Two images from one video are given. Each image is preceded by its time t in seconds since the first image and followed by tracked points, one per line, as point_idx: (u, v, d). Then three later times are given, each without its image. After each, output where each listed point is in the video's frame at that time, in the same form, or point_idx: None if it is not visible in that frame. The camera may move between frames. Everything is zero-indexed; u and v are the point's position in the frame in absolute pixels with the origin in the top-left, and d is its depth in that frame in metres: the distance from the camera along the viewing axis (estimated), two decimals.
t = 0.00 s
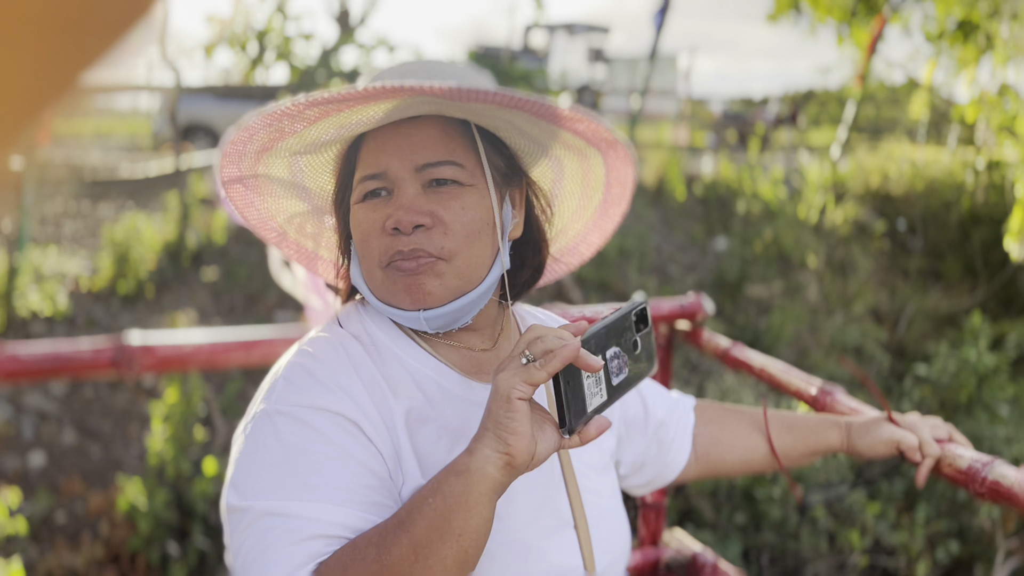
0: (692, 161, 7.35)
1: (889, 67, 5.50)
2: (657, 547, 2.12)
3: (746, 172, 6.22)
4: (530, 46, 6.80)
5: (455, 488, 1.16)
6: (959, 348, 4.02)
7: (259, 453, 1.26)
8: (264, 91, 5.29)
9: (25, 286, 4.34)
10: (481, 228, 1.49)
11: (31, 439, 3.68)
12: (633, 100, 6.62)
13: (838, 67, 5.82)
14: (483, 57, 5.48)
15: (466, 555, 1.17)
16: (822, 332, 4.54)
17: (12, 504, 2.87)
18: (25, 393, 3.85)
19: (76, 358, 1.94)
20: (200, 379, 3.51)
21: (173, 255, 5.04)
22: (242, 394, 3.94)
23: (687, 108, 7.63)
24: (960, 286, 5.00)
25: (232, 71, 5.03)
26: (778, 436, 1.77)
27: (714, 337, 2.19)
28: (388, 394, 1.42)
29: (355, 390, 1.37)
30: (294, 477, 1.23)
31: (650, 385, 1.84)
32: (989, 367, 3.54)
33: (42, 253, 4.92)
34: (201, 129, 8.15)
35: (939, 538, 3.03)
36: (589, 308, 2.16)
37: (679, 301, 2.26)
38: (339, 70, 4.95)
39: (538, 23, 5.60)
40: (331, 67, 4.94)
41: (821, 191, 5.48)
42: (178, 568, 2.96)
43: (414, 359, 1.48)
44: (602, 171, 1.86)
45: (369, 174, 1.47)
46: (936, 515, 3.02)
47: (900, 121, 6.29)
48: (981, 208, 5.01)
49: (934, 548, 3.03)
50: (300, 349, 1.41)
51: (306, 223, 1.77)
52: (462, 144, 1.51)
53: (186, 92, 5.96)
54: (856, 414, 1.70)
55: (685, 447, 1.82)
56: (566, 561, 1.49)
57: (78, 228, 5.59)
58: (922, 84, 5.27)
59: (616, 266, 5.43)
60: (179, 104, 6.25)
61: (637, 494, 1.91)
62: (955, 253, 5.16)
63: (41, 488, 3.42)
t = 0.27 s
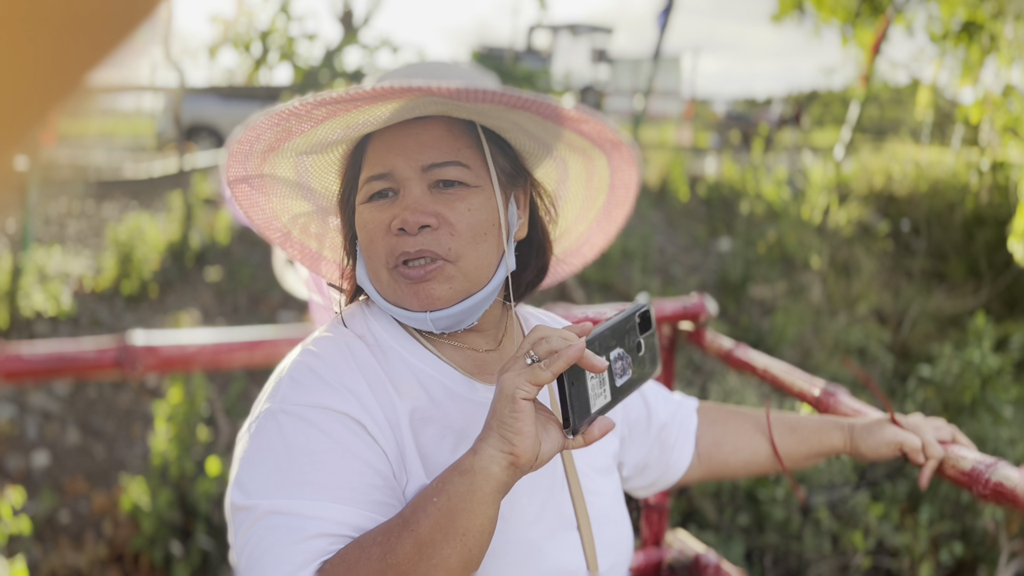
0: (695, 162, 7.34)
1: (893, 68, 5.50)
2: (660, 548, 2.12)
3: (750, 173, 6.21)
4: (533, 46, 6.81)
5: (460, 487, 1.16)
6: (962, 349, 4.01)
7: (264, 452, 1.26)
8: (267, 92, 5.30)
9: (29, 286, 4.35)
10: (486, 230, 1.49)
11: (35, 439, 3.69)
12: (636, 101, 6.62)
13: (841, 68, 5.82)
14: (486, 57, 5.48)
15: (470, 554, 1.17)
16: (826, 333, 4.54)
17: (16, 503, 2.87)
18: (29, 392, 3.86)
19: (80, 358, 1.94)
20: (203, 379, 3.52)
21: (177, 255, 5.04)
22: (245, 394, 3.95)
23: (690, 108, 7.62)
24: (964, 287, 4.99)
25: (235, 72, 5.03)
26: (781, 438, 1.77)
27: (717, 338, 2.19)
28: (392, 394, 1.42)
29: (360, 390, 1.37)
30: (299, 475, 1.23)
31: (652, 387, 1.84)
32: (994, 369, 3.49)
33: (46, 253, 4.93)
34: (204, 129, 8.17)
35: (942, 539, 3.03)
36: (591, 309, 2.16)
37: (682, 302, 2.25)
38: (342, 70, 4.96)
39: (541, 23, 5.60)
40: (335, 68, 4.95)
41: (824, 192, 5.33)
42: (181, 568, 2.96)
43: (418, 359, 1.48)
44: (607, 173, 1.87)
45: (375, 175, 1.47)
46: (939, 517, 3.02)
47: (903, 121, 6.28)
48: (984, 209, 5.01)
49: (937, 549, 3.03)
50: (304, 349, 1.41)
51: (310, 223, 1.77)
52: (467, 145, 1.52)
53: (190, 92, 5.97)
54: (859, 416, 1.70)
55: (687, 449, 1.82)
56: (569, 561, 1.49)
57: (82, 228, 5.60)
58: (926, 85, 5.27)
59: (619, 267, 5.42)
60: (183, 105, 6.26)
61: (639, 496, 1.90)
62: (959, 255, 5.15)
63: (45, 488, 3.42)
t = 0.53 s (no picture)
0: (697, 162, 7.35)
1: (895, 69, 5.49)
2: (661, 547, 2.12)
3: (752, 173, 6.21)
4: (536, 47, 6.81)
5: (460, 483, 1.16)
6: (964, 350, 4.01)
7: (264, 449, 1.27)
8: (270, 92, 5.31)
9: (32, 285, 4.36)
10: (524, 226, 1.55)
11: (37, 437, 3.69)
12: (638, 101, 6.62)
13: (843, 68, 5.82)
14: (488, 58, 5.49)
15: (471, 550, 1.17)
16: (827, 333, 4.54)
17: (18, 501, 2.88)
18: (31, 391, 3.86)
19: (82, 357, 1.95)
20: (205, 379, 3.52)
21: (179, 255, 5.03)
22: (248, 393, 3.95)
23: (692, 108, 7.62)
24: (966, 287, 4.98)
25: (238, 72, 5.04)
26: (782, 437, 1.77)
27: (718, 338, 2.20)
28: (392, 390, 1.42)
29: (360, 387, 1.38)
30: (298, 472, 1.24)
31: (653, 387, 1.84)
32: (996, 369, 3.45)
33: (49, 252, 4.94)
34: (207, 129, 8.18)
35: (943, 539, 3.04)
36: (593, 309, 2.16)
37: (684, 301, 2.25)
38: (345, 71, 4.97)
39: (543, 23, 5.61)
40: (337, 68, 4.95)
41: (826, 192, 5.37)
42: (182, 567, 2.97)
43: (418, 356, 1.48)
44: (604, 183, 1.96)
45: (425, 168, 1.47)
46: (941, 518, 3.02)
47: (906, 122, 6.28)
48: (987, 210, 5.00)
49: (939, 550, 3.03)
50: (304, 348, 1.42)
51: (304, 218, 1.68)
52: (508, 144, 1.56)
53: (193, 92, 5.98)
54: (861, 416, 1.70)
55: (688, 448, 1.82)
56: (569, 560, 1.49)
57: (85, 227, 5.60)
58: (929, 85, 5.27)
59: (621, 267, 5.42)
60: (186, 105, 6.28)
61: (640, 496, 1.90)
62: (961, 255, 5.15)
63: (47, 486, 3.43)
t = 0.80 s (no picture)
0: (698, 162, 7.34)
1: (897, 69, 5.48)
2: (661, 548, 2.12)
3: (753, 173, 6.21)
4: (537, 46, 6.81)
5: (472, 486, 1.17)
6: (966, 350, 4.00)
7: (270, 450, 1.27)
8: (271, 91, 5.32)
9: (32, 285, 4.37)
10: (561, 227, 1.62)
11: (37, 437, 3.69)
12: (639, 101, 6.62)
13: (845, 68, 5.81)
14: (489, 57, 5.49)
15: (481, 553, 1.17)
16: (828, 333, 4.53)
17: (19, 501, 2.88)
18: (32, 391, 3.86)
19: (82, 357, 1.95)
20: (206, 378, 3.53)
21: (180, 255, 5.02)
22: (249, 393, 3.95)
23: (693, 108, 7.62)
24: (968, 288, 4.98)
25: (239, 71, 5.04)
26: (783, 437, 1.77)
27: (719, 338, 2.19)
28: (399, 392, 1.42)
29: (367, 388, 1.38)
30: (305, 473, 1.24)
31: (652, 385, 1.85)
32: (997, 370, 3.45)
33: (50, 252, 4.95)
34: (208, 129, 8.18)
35: (944, 540, 3.04)
36: (594, 309, 2.16)
37: (685, 302, 2.26)
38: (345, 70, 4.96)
39: (545, 23, 5.60)
40: (338, 68, 4.95)
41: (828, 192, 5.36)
42: (183, 567, 2.97)
43: (424, 358, 1.48)
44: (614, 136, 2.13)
45: (505, 173, 1.47)
46: (942, 518, 3.02)
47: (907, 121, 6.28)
48: (988, 210, 5.00)
49: (940, 551, 3.02)
50: (310, 349, 1.42)
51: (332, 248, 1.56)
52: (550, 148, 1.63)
53: (194, 92, 5.99)
54: (861, 415, 1.69)
55: (687, 447, 1.81)
56: (570, 559, 1.48)
57: (85, 227, 5.60)
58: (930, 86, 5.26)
59: (622, 267, 5.42)
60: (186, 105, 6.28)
61: (640, 494, 1.90)
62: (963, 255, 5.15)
63: (48, 486, 3.43)
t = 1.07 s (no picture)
0: (697, 163, 7.34)
1: (896, 69, 5.49)
2: (661, 548, 2.12)
3: (752, 174, 6.21)
4: (536, 47, 6.82)
5: (487, 490, 1.17)
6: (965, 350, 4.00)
7: (281, 453, 1.26)
8: (270, 92, 5.32)
9: (32, 285, 4.37)
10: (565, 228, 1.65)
11: (37, 437, 3.69)
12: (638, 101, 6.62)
13: (844, 69, 5.82)
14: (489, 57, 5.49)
15: (496, 556, 1.18)
16: (828, 334, 4.53)
17: (19, 501, 2.88)
18: (31, 391, 3.85)
19: (82, 357, 1.95)
20: (206, 378, 3.53)
21: (180, 255, 5.02)
22: (248, 393, 3.95)
23: (693, 108, 7.63)
24: (967, 288, 4.98)
25: (239, 72, 5.04)
26: (783, 438, 1.77)
27: (719, 338, 2.19)
28: (410, 394, 1.42)
29: (377, 390, 1.38)
30: (316, 476, 1.24)
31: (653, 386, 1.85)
32: (996, 370, 3.45)
33: (49, 252, 4.95)
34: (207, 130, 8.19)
35: (944, 540, 3.04)
36: (594, 310, 2.16)
37: (684, 302, 2.26)
38: (345, 71, 4.97)
39: (544, 23, 5.61)
40: (338, 68, 4.96)
41: (827, 193, 5.34)
42: (183, 567, 2.96)
43: (434, 361, 1.49)
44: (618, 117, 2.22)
45: (525, 173, 1.50)
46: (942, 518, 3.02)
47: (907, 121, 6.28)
48: (988, 210, 5.00)
49: (940, 551, 3.02)
50: (319, 351, 1.41)
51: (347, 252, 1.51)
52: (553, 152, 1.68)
53: (194, 92, 5.99)
54: (861, 416, 1.69)
55: (688, 448, 1.82)
56: (578, 560, 1.49)
57: (85, 227, 5.59)
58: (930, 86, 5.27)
59: (621, 267, 5.42)
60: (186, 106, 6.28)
61: (640, 494, 1.91)
62: (962, 255, 5.15)
63: (47, 486, 3.43)
